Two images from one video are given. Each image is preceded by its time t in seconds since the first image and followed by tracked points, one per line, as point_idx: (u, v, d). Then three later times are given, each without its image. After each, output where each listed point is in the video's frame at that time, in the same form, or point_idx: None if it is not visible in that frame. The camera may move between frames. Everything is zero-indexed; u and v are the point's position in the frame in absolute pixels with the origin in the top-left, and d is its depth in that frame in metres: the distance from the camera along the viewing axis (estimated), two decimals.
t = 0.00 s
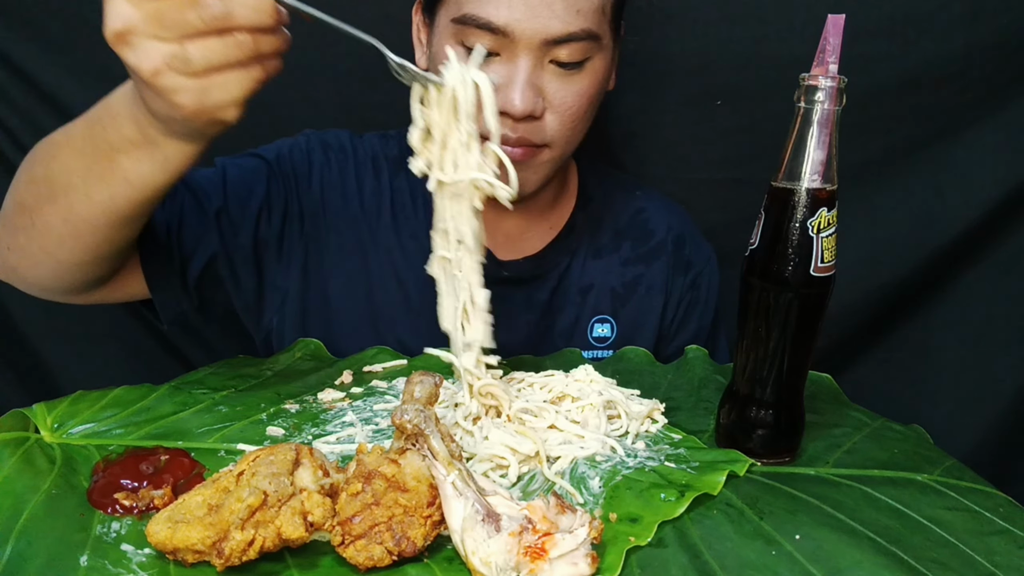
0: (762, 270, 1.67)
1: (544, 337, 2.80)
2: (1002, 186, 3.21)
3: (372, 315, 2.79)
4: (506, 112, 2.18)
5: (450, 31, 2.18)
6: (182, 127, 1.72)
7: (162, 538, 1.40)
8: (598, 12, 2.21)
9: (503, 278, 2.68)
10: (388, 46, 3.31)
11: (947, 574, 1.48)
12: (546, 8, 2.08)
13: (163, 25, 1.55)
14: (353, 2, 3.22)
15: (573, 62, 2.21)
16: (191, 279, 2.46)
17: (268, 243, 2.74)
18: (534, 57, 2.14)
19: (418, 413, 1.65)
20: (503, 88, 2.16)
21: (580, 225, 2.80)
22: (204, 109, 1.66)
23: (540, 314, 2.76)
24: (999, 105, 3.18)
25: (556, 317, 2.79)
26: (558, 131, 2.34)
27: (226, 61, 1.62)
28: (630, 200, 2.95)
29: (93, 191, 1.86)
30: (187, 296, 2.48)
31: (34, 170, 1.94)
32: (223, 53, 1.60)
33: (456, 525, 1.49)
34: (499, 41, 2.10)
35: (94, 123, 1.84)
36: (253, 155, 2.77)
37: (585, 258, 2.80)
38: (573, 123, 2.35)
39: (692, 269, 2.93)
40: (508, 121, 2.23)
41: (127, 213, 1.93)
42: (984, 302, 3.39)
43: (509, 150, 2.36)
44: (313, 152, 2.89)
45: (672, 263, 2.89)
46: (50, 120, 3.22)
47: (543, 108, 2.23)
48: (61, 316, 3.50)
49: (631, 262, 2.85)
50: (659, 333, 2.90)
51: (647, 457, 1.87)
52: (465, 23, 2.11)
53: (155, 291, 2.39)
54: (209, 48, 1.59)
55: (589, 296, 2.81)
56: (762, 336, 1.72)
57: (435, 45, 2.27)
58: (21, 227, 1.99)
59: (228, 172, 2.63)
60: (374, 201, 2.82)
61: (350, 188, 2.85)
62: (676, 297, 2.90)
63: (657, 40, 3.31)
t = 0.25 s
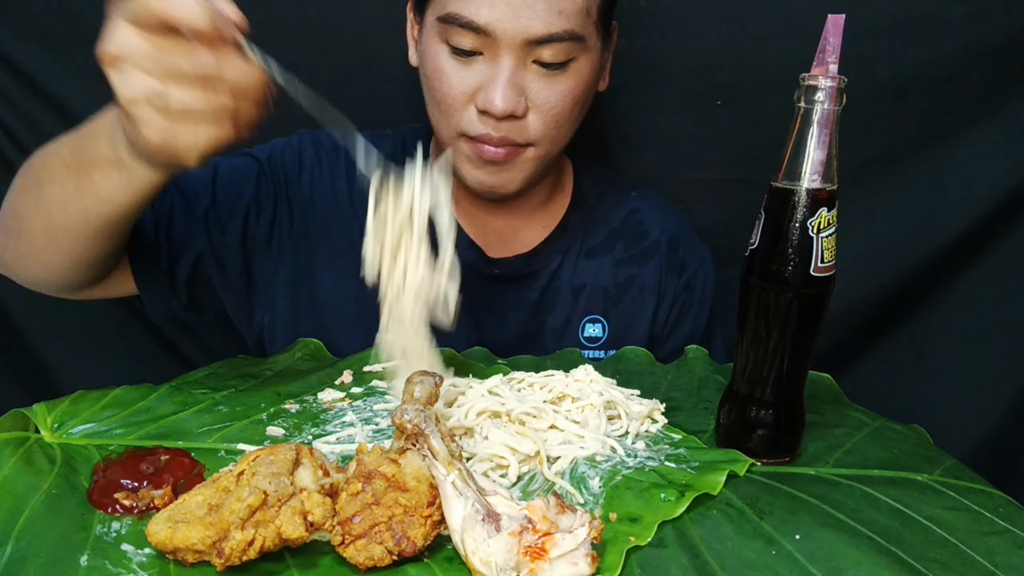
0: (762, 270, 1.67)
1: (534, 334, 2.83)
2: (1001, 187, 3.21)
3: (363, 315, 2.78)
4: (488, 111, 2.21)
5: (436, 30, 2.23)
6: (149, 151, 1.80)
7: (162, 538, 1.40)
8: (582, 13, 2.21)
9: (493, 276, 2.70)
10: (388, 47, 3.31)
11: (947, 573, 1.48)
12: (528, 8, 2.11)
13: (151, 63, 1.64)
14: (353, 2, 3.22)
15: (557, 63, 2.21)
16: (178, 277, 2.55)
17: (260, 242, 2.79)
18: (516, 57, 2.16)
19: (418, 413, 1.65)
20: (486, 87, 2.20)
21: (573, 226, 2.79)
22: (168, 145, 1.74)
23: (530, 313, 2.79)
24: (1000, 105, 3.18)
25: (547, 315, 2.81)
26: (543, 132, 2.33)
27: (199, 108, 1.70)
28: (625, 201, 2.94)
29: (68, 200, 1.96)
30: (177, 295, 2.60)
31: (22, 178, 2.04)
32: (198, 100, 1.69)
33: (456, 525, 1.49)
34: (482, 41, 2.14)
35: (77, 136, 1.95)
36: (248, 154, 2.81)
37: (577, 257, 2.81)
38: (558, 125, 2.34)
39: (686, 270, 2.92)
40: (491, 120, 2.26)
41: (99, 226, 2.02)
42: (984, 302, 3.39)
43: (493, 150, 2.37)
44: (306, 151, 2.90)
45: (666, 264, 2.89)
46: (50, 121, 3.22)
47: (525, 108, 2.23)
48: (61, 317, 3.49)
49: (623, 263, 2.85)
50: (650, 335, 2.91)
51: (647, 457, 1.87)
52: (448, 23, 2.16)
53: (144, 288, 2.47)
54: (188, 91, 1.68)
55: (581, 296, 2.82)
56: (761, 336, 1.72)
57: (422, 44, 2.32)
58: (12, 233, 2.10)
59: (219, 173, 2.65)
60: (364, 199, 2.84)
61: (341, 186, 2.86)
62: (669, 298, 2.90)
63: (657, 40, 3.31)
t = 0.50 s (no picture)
0: (761, 270, 1.67)
1: (530, 335, 2.82)
2: (1002, 187, 3.21)
3: (359, 317, 2.80)
4: (478, 108, 2.20)
5: (425, 30, 2.24)
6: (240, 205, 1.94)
7: (162, 538, 1.40)
8: (570, 9, 2.22)
9: (489, 277, 2.71)
10: (387, 47, 3.31)
11: (947, 573, 1.48)
12: (514, 4, 2.12)
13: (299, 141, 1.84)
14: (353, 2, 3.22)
15: (546, 60, 2.21)
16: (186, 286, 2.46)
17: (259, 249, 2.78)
18: (504, 53, 2.16)
19: (417, 413, 1.65)
20: (475, 85, 2.19)
21: (569, 226, 2.80)
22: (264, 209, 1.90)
23: (526, 314, 2.78)
24: (1000, 105, 3.18)
25: (543, 316, 2.80)
26: (533, 129, 2.32)
27: (313, 198, 1.84)
28: (623, 201, 2.94)
29: (121, 232, 2.08)
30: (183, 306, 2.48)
31: (86, 203, 2.14)
32: (314, 191, 1.84)
33: (456, 524, 1.49)
34: (470, 39, 2.15)
35: (164, 177, 2.12)
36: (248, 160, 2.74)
37: (573, 258, 2.81)
38: (549, 122, 2.33)
39: (684, 270, 2.92)
40: (481, 118, 2.24)
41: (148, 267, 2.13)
42: (984, 302, 3.39)
43: (483, 149, 2.35)
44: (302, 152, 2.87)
45: (662, 265, 2.89)
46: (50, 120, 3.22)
47: (515, 104, 2.23)
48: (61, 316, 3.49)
49: (619, 264, 2.86)
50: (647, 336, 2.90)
51: (647, 457, 1.87)
52: (437, 22, 2.17)
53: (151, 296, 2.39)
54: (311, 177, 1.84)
55: (576, 297, 2.81)
56: (761, 336, 1.72)
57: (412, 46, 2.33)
58: (44, 250, 2.14)
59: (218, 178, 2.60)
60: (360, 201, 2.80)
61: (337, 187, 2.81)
62: (665, 299, 2.90)
63: (657, 40, 3.31)
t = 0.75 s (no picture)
0: (761, 270, 1.67)
1: (531, 338, 2.81)
2: (1001, 186, 3.21)
3: (359, 319, 2.80)
4: (476, 111, 2.20)
5: (423, 32, 2.23)
6: (321, 215, 1.95)
7: (162, 538, 1.40)
8: (568, 9, 2.22)
9: (490, 281, 2.70)
10: (387, 46, 3.30)
11: (947, 574, 1.48)
12: (513, 6, 2.12)
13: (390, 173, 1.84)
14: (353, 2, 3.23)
15: (545, 61, 2.21)
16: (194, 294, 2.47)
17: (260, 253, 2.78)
18: (503, 55, 2.16)
19: (417, 413, 1.65)
20: (474, 87, 2.19)
21: (569, 228, 2.80)
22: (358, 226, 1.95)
23: (528, 318, 2.77)
24: (1000, 104, 3.18)
25: (544, 319, 2.80)
26: (532, 131, 2.32)
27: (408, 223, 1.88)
28: (622, 201, 2.94)
29: (160, 235, 2.05)
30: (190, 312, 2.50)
31: (117, 208, 2.08)
32: (409, 219, 1.88)
33: (456, 525, 1.49)
34: (469, 41, 2.15)
35: (206, 175, 2.07)
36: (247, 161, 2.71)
37: (574, 261, 2.81)
38: (548, 125, 2.33)
39: (684, 272, 2.93)
40: (480, 120, 2.24)
41: (192, 265, 2.11)
42: (984, 302, 3.39)
43: (483, 151, 2.35)
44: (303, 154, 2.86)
45: (662, 267, 2.89)
46: (50, 121, 3.22)
47: (514, 106, 2.22)
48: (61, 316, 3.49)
49: (620, 266, 2.86)
50: (648, 338, 2.90)
51: (647, 457, 1.87)
52: (435, 24, 2.17)
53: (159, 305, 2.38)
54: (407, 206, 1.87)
55: (577, 300, 2.81)
56: (761, 337, 1.72)
57: (411, 48, 2.33)
58: (64, 254, 2.11)
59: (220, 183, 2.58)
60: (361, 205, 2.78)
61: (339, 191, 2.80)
62: (665, 301, 2.90)
63: (657, 40, 3.32)
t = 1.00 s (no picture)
0: (761, 271, 1.67)
1: (532, 339, 2.81)
2: (1001, 187, 3.21)
3: (358, 320, 2.80)
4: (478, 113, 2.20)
5: (423, 34, 2.23)
6: (337, 220, 1.95)
7: (162, 538, 1.40)
8: (569, 10, 2.22)
9: (490, 283, 2.70)
10: (387, 46, 3.30)
11: (947, 573, 1.48)
12: (514, 8, 2.11)
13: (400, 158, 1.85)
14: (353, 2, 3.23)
15: (546, 63, 2.22)
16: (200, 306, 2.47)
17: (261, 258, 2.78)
18: (504, 57, 2.16)
19: (418, 413, 1.65)
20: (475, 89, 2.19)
21: (569, 229, 2.80)
22: (375, 224, 1.95)
23: (528, 319, 2.77)
24: (1000, 104, 3.18)
25: (544, 320, 2.80)
26: (533, 133, 2.32)
27: (421, 215, 1.89)
28: (622, 202, 2.94)
29: (178, 256, 2.05)
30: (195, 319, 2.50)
31: (132, 227, 2.08)
32: (423, 206, 1.88)
33: (456, 525, 1.49)
34: (470, 43, 2.15)
35: (224, 196, 2.07)
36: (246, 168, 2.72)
37: (574, 262, 2.81)
38: (550, 126, 2.33)
39: (683, 273, 2.93)
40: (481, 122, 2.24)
41: (210, 287, 2.11)
42: (984, 302, 3.39)
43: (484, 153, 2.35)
44: (302, 158, 2.86)
45: (662, 268, 2.89)
46: (50, 120, 3.22)
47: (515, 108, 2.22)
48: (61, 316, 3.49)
49: (620, 267, 2.86)
50: (648, 339, 2.90)
51: (647, 457, 1.87)
52: (436, 26, 2.16)
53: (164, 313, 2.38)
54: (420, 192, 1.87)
55: (577, 301, 2.81)
56: (762, 338, 1.72)
57: (411, 50, 2.32)
58: (76, 274, 2.09)
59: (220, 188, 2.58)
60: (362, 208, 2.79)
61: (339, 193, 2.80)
62: (665, 301, 2.90)
63: (657, 40, 3.32)
